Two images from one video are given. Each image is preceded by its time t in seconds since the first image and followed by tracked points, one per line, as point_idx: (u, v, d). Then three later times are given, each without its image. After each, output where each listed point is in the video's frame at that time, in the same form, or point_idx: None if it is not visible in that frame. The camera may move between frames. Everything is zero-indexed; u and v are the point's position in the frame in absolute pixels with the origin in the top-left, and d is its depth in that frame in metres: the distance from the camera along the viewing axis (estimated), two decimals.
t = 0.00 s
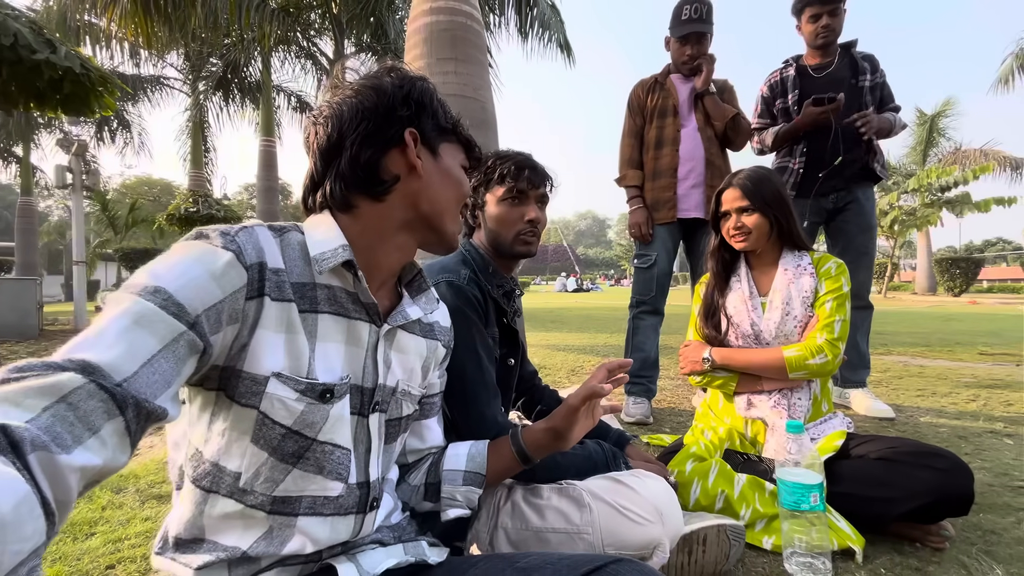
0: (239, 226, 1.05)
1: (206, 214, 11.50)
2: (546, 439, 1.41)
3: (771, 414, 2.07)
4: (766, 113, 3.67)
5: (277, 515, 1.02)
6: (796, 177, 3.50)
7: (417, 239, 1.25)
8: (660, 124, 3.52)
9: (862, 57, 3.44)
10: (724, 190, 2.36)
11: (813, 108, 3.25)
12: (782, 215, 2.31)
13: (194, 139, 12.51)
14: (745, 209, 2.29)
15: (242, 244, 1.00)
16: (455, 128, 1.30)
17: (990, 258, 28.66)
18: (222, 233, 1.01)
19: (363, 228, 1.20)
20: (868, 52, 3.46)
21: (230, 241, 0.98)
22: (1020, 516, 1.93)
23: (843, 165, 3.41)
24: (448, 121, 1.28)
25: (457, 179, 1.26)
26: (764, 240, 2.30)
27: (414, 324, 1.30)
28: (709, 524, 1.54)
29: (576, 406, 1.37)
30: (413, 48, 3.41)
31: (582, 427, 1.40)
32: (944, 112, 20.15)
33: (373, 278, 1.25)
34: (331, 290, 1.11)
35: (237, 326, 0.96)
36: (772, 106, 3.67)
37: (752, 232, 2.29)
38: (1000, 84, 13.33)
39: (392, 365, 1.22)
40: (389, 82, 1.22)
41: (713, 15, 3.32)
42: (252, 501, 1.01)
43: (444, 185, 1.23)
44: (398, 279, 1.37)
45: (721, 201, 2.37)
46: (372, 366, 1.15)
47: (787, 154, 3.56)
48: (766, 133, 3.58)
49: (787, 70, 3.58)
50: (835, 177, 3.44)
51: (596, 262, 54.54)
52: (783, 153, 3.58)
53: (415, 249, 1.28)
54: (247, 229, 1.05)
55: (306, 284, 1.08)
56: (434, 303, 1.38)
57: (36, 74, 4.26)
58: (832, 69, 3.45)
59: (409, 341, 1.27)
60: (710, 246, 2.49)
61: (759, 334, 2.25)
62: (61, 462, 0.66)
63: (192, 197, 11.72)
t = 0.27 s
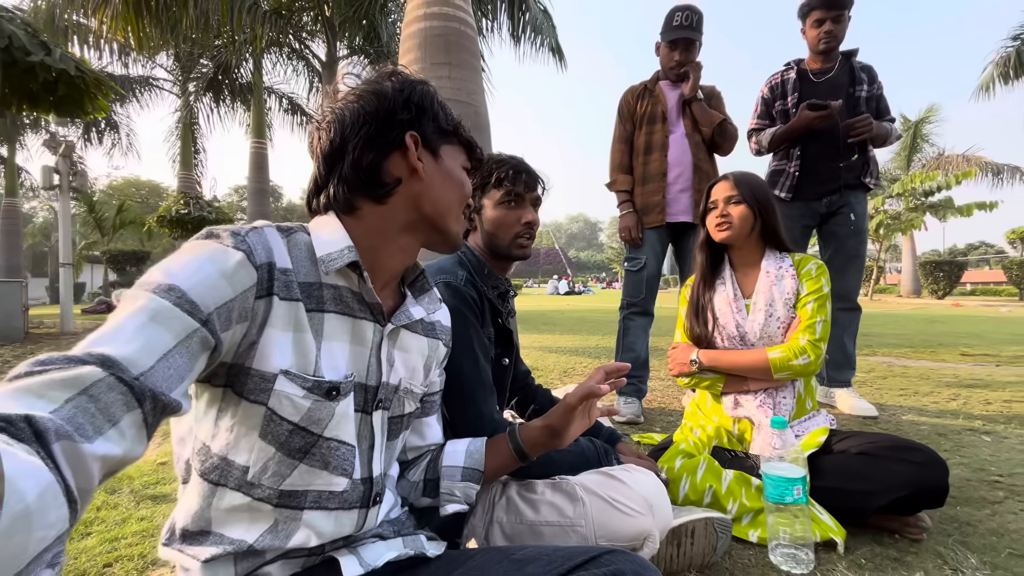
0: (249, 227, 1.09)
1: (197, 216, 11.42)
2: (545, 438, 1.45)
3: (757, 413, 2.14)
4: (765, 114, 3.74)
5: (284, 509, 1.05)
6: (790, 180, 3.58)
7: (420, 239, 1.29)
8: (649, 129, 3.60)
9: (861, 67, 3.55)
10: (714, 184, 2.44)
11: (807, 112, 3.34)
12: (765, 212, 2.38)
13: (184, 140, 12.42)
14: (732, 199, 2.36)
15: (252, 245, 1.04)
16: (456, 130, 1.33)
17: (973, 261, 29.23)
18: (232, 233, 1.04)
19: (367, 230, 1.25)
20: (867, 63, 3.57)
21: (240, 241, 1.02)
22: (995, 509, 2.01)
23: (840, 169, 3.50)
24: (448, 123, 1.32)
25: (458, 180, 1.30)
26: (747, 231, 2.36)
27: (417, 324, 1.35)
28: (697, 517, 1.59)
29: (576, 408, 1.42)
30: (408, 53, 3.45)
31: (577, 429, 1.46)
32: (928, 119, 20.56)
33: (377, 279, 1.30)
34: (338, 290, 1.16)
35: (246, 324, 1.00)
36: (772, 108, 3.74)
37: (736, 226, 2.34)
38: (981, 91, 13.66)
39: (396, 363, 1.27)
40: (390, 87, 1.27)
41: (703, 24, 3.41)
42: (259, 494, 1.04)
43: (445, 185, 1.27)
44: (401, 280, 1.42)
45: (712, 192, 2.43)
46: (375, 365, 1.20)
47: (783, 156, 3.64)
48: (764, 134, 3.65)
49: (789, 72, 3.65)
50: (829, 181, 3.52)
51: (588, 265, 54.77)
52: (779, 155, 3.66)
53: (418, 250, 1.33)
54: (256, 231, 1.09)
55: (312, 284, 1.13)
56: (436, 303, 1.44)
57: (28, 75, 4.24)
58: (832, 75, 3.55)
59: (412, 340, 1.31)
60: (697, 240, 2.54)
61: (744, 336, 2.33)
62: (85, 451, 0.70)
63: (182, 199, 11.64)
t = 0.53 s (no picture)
0: (253, 228, 1.13)
1: (189, 218, 11.37)
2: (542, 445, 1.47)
3: (740, 413, 2.19)
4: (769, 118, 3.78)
5: (284, 506, 1.08)
6: (788, 185, 3.62)
7: (421, 241, 1.33)
8: (639, 135, 3.65)
9: (864, 77, 3.58)
10: (695, 194, 2.49)
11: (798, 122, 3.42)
12: (748, 218, 2.43)
13: (176, 142, 12.36)
14: (715, 206, 2.41)
15: (255, 246, 1.07)
16: (451, 131, 1.37)
17: (959, 264, 29.69)
18: (237, 235, 1.08)
19: (368, 233, 1.29)
20: (871, 73, 3.60)
21: (245, 242, 1.06)
22: (975, 505, 2.07)
23: (838, 176, 3.57)
24: (443, 124, 1.35)
25: (456, 179, 1.33)
26: (730, 237, 2.41)
27: (418, 326, 1.39)
28: (685, 514, 1.63)
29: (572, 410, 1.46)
30: (402, 57, 3.49)
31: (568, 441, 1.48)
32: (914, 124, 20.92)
33: (379, 282, 1.33)
34: (339, 291, 1.19)
35: (247, 325, 1.03)
36: (775, 112, 3.78)
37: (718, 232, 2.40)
38: (965, 97, 13.95)
39: (395, 365, 1.30)
40: (384, 91, 1.30)
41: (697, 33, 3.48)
42: (260, 491, 1.07)
43: (443, 186, 1.30)
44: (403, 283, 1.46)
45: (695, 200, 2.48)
46: (375, 366, 1.23)
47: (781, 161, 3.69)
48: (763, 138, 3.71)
49: (794, 76, 3.68)
50: (826, 187, 3.58)
51: (581, 268, 54.94)
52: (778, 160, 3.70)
53: (420, 251, 1.36)
54: (261, 232, 1.13)
55: (314, 286, 1.16)
56: (438, 306, 1.47)
57: (21, 78, 4.24)
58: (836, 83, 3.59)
59: (412, 342, 1.35)
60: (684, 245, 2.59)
61: (726, 339, 2.37)
62: (88, 441, 0.72)
63: (174, 201, 11.58)
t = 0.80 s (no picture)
0: (263, 231, 1.21)
1: (180, 220, 11.28)
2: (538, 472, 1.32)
3: (727, 415, 2.21)
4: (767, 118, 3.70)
5: (280, 509, 1.16)
6: (790, 189, 3.55)
7: (426, 241, 1.38)
8: (630, 139, 3.69)
9: (863, 78, 3.55)
10: (677, 207, 2.49)
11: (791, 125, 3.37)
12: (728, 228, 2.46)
13: (167, 143, 12.27)
14: (696, 224, 2.43)
15: (264, 249, 1.16)
16: (449, 130, 1.41)
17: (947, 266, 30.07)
18: (245, 237, 1.17)
19: (375, 237, 1.35)
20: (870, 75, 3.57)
21: (253, 245, 1.15)
22: (959, 503, 2.11)
23: (839, 178, 3.52)
24: (440, 123, 1.40)
25: (456, 178, 1.38)
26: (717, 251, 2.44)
27: (422, 330, 1.44)
28: (676, 513, 1.65)
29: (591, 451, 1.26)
30: (396, 61, 3.50)
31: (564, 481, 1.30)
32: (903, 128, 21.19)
33: (387, 283, 1.39)
34: (343, 295, 1.28)
35: (252, 326, 1.12)
36: (773, 113, 3.71)
37: (704, 247, 2.43)
38: (952, 102, 14.16)
39: (399, 370, 1.36)
40: (380, 96, 1.36)
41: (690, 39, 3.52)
42: (257, 493, 1.15)
43: (443, 185, 1.35)
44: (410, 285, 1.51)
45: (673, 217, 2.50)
46: (377, 371, 1.31)
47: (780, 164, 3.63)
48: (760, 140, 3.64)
49: (794, 76, 3.62)
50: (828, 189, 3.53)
51: (575, 270, 55.05)
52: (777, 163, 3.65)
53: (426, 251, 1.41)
54: (269, 235, 1.21)
55: (320, 289, 1.25)
56: (442, 308, 1.53)
57: (12, 78, 4.20)
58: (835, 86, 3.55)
59: (416, 347, 1.40)
60: (665, 261, 2.64)
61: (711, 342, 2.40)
62: (95, 438, 0.78)
63: (165, 203, 11.48)
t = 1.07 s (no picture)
0: (273, 229, 1.23)
1: (173, 220, 11.20)
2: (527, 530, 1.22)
3: (722, 417, 2.24)
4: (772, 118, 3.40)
5: (277, 507, 1.18)
6: (809, 191, 3.26)
7: (434, 243, 1.37)
8: (625, 139, 3.70)
9: (866, 63, 3.33)
10: (667, 199, 2.52)
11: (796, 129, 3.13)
12: (717, 224, 2.48)
13: (161, 143, 12.19)
14: (687, 215, 2.45)
15: (273, 246, 1.18)
16: (462, 133, 1.41)
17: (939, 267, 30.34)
18: (256, 234, 1.19)
19: (384, 238, 1.35)
20: (870, 58, 3.36)
21: (263, 242, 1.17)
22: (951, 500, 2.12)
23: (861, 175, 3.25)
24: (453, 126, 1.39)
25: (468, 181, 1.37)
26: (704, 243, 2.44)
27: (427, 331, 1.44)
28: (670, 512, 1.65)
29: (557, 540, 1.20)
30: (390, 60, 3.49)
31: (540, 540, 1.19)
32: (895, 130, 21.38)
33: (394, 284, 1.39)
34: (350, 295, 1.29)
35: (261, 322, 1.14)
36: (778, 112, 3.42)
37: (692, 237, 2.43)
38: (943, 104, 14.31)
39: (404, 372, 1.37)
40: (394, 98, 1.37)
41: (682, 39, 3.53)
42: (255, 490, 1.17)
43: (454, 188, 1.34)
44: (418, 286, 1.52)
45: (664, 209, 2.52)
46: (381, 371, 1.32)
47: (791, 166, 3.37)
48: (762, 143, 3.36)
49: (795, 71, 3.34)
50: (848, 188, 3.27)
51: (571, 271, 55.10)
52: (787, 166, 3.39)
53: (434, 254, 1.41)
54: (280, 233, 1.23)
55: (326, 288, 1.26)
56: (448, 309, 1.52)
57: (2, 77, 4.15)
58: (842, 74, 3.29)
59: (420, 348, 1.42)
60: (653, 253, 2.64)
61: (705, 345, 2.41)
62: (101, 431, 0.81)
63: (158, 203, 11.40)
